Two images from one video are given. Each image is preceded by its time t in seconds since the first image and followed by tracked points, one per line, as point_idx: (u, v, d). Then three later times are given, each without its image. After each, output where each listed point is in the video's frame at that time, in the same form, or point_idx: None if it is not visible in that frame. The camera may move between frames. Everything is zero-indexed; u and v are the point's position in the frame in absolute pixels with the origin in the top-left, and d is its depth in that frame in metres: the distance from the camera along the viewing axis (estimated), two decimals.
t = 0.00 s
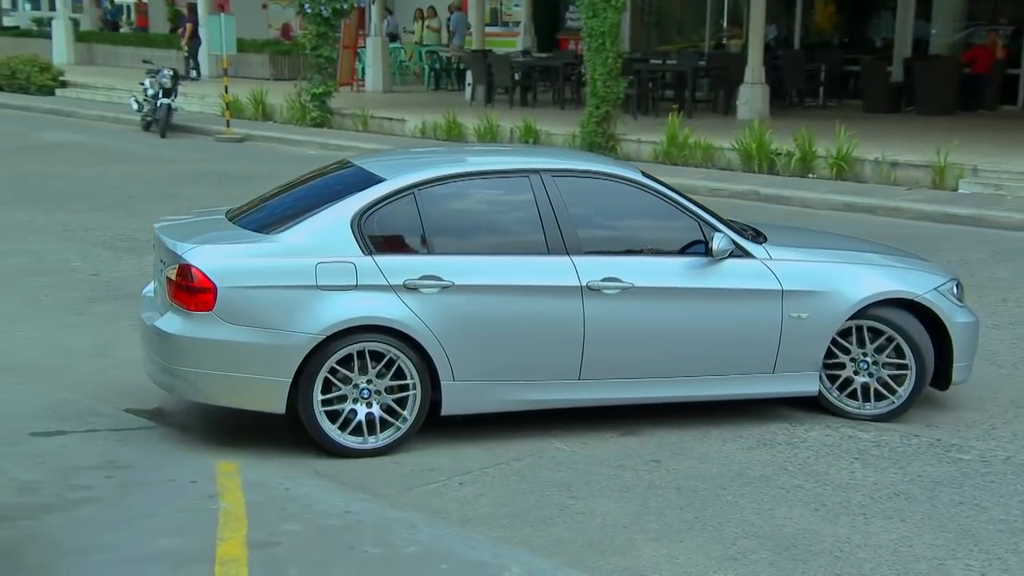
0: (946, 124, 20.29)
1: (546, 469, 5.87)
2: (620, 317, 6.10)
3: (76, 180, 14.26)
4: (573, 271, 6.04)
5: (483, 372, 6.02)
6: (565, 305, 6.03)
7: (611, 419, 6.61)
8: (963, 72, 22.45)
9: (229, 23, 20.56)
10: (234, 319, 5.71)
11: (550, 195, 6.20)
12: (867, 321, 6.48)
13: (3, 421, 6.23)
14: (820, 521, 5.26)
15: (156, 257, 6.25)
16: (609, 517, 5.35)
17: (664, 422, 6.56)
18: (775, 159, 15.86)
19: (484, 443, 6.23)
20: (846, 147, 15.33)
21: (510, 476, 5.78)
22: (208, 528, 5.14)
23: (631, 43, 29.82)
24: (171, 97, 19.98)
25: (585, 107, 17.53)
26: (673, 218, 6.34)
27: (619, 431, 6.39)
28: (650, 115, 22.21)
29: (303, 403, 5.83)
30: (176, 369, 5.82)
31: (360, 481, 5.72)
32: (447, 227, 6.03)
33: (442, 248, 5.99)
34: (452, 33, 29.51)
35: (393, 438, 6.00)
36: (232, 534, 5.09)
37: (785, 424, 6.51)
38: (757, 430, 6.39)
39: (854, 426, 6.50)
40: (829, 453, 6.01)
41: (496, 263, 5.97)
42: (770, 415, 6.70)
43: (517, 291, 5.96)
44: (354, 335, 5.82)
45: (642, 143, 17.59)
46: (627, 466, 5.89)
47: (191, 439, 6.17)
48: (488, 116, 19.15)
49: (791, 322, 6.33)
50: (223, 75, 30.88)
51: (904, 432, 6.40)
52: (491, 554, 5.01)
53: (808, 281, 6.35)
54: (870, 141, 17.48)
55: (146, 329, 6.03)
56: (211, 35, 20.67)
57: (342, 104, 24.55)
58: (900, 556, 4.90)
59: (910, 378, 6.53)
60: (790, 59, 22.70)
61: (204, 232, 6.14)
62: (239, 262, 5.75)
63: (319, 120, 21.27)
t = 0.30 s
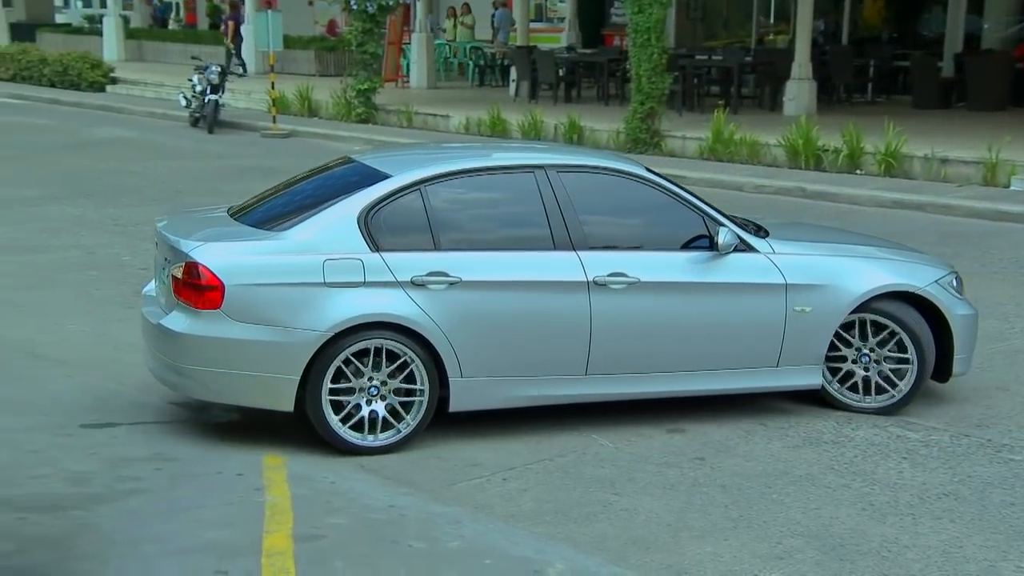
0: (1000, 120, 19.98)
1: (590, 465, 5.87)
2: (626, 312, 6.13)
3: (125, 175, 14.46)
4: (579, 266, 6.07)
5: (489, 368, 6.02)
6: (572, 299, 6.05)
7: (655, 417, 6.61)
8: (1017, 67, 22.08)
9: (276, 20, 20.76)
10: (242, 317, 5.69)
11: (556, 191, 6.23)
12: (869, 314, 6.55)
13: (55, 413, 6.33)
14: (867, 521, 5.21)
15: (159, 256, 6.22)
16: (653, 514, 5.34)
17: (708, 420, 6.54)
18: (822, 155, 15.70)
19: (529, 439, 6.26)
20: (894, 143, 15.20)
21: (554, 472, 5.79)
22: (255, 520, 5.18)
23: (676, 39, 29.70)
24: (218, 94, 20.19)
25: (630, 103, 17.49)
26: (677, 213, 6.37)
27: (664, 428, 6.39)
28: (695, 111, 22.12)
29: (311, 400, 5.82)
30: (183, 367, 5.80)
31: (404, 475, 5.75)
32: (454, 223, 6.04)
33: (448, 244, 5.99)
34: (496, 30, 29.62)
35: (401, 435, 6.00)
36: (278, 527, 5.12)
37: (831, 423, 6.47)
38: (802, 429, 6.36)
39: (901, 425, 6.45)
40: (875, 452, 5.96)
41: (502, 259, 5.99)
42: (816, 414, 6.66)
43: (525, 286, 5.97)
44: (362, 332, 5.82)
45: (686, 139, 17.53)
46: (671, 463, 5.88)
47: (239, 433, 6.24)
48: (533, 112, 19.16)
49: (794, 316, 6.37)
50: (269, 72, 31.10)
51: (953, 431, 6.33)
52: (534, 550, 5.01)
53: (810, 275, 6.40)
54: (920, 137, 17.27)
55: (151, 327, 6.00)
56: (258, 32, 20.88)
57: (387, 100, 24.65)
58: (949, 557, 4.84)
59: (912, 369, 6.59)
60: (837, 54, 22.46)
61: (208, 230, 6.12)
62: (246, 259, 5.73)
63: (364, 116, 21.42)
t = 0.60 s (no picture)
0: None
1: (633, 463, 5.86)
2: (633, 309, 6.15)
3: (173, 171, 14.63)
4: (587, 264, 6.09)
5: (499, 365, 6.04)
6: (579, 296, 6.07)
7: (700, 415, 6.60)
8: None
9: (322, 17, 20.91)
10: (251, 316, 5.69)
11: (562, 188, 6.24)
12: (872, 309, 6.60)
13: (106, 406, 6.43)
14: (914, 522, 5.15)
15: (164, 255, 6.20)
16: (696, 513, 5.31)
17: (752, 419, 6.51)
18: (870, 153, 15.56)
19: (574, 435, 6.27)
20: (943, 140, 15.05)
21: (597, 470, 5.79)
22: (300, 514, 5.22)
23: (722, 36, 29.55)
24: (265, 90, 20.34)
25: (674, 100, 17.43)
26: (682, 210, 6.42)
27: (709, 426, 6.38)
28: (740, 108, 21.96)
29: (320, 399, 5.81)
30: (192, 367, 5.80)
31: (447, 472, 5.78)
32: (461, 222, 6.05)
33: (456, 242, 6.00)
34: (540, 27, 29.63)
35: (411, 434, 5.99)
36: (323, 521, 5.15)
37: (877, 423, 6.43)
38: (848, 428, 6.32)
39: (949, 425, 6.39)
40: (923, 453, 5.91)
41: (510, 256, 6.00)
42: (863, 414, 6.61)
43: (532, 283, 5.99)
44: (371, 331, 5.81)
45: (732, 136, 17.35)
46: (715, 462, 5.86)
47: (284, 428, 6.31)
48: (577, 109, 19.18)
49: (799, 312, 6.43)
50: (314, 69, 31.33)
51: (1003, 432, 6.26)
52: (577, 548, 5.00)
53: (816, 271, 6.46)
54: (970, 134, 17.04)
55: (157, 327, 5.98)
56: (304, 29, 21.04)
57: (431, 97, 24.72)
58: (1000, 560, 4.78)
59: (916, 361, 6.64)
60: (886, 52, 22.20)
61: (213, 228, 6.10)
62: (255, 258, 5.73)
63: (408, 112, 21.47)
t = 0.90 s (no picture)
0: None
1: (675, 462, 5.85)
2: (642, 306, 6.18)
3: (217, 168, 14.76)
4: (595, 259, 6.11)
5: (509, 362, 6.05)
6: (588, 292, 6.08)
7: (743, 414, 6.59)
8: None
9: (366, 14, 21.04)
10: (261, 313, 5.70)
11: (570, 184, 6.26)
12: (875, 305, 6.66)
13: (152, 401, 6.51)
14: (962, 524, 5.10)
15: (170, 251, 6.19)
16: (740, 513, 5.28)
17: (795, 419, 6.48)
18: (917, 151, 15.43)
19: (617, 433, 6.27)
20: (995, 138, 14.89)
21: (639, 468, 5.79)
22: (343, 509, 5.24)
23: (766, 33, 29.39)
24: (308, 88, 20.53)
25: (718, 97, 17.36)
26: (690, 207, 6.45)
27: (751, 426, 6.35)
28: (785, 105, 21.78)
29: (330, 396, 5.81)
30: (201, 364, 5.81)
31: (488, 469, 5.80)
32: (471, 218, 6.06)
33: (465, 238, 6.01)
34: (583, 24, 29.60)
35: (421, 431, 6.00)
36: (366, 516, 5.17)
37: (923, 423, 6.37)
38: (893, 429, 6.27)
39: (996, 425, 6.33)
40: (971, 454, 5.85)
41: (519, 251, 6.01)
42: (909, 414, 6.56)
43: (541, 280, 6.00)
44: (380, 327, 5.82)
45: (776, 133, 17.28)
46: (759, 462, 5.83)
47: (325, 423, 6.35)
48: (620, 106, 19.18)
49: (804, 307, 6.47)
50: (357, 66, 31.53)
51: None
52: (620, 545, 4.98)
53: (821, 266, 6.51)
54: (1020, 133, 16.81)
55: (165, 324, 5.98)
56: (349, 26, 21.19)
57: (473, 95, 24.80)
58: None
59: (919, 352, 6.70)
60: (936, 48, 21.98)
61: (220, 225, 6.09)
62: (264, 254, 5.73)
63: (450, 110, 21.49)
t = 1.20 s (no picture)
0: None
1: (712, 462, 5.84)
2: (645, 301, 6.19)
3: (253, 166, 14.86)
4: (598, 255, 6.13)
5: (513, 358, 6.05)
6: (591, 287, 6.10)
7: (780, 415, 6.57)
8: None
9: (403, 13, 21.10)
10: (266, 308, 5.69)
11: (572, 180, 6.28)
12: (875, 301, 6.70)
13: (192, 398, 6.57)
14: (1004, 528, 5.04)
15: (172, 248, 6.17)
16: (776, 513, 5.25)
17: (833, 420, 6.45)
18: (957, 150, 15.30)
19: (653, 433, 6.26)
20: None
21: (675, 468, 5.78)
22: (379, 506, 5.26)
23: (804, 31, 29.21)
24: (344, 87, 20.59)
25: (755, 96, 17.29)
26: (690, 204, 6.47)
27: (788, 427, 6.33)
28: (823, 104, 21.57)
29: (334, 392, 5.81)
30: (205, 360, 5.80)
31: (523, 467, 5.81)
32: (475, 215, 6.08)
33: (469, 234, 6.01)
34: (620, 22, 29.56)
35: (425, 427, 6.00)
36: (401, 514, 5.17)
37: (962, 424, 6.32)
38: (932, 430, 6.22)
39: None
40: (1012, 457, 5.80)
41: (523, 247, 6.02)
42: (949, 415, 6.51)
43: (544, 275, 6.01)
44: (384, 323, 5.82)
45: (814, 132, 17.24)
46: (796, 462, 5.80)
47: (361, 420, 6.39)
48: (655, 105, 19.16)
49: (804, 303, 6.51)
50: (393, 65, 31.62)
51: None
52: (655, 546, 4.96)
53: (821, 262, 6.55)
54: None
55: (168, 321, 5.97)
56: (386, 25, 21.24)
57: (509, 93, 24.82)
58: None
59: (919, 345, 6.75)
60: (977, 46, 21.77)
61: (222, 222, 6.08)
62: (268, 250, 5.72)
63: (486, 108, 21.49)
